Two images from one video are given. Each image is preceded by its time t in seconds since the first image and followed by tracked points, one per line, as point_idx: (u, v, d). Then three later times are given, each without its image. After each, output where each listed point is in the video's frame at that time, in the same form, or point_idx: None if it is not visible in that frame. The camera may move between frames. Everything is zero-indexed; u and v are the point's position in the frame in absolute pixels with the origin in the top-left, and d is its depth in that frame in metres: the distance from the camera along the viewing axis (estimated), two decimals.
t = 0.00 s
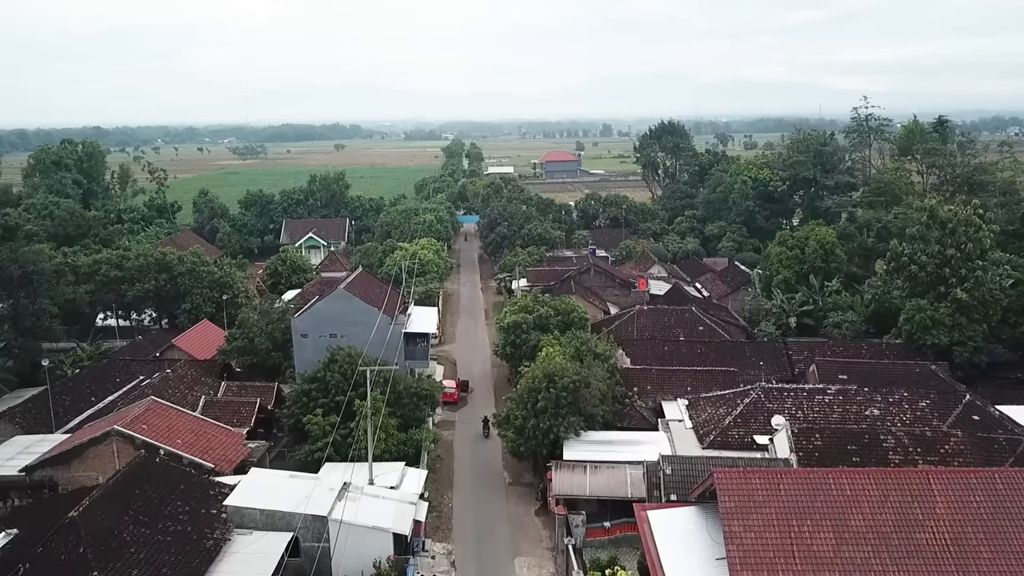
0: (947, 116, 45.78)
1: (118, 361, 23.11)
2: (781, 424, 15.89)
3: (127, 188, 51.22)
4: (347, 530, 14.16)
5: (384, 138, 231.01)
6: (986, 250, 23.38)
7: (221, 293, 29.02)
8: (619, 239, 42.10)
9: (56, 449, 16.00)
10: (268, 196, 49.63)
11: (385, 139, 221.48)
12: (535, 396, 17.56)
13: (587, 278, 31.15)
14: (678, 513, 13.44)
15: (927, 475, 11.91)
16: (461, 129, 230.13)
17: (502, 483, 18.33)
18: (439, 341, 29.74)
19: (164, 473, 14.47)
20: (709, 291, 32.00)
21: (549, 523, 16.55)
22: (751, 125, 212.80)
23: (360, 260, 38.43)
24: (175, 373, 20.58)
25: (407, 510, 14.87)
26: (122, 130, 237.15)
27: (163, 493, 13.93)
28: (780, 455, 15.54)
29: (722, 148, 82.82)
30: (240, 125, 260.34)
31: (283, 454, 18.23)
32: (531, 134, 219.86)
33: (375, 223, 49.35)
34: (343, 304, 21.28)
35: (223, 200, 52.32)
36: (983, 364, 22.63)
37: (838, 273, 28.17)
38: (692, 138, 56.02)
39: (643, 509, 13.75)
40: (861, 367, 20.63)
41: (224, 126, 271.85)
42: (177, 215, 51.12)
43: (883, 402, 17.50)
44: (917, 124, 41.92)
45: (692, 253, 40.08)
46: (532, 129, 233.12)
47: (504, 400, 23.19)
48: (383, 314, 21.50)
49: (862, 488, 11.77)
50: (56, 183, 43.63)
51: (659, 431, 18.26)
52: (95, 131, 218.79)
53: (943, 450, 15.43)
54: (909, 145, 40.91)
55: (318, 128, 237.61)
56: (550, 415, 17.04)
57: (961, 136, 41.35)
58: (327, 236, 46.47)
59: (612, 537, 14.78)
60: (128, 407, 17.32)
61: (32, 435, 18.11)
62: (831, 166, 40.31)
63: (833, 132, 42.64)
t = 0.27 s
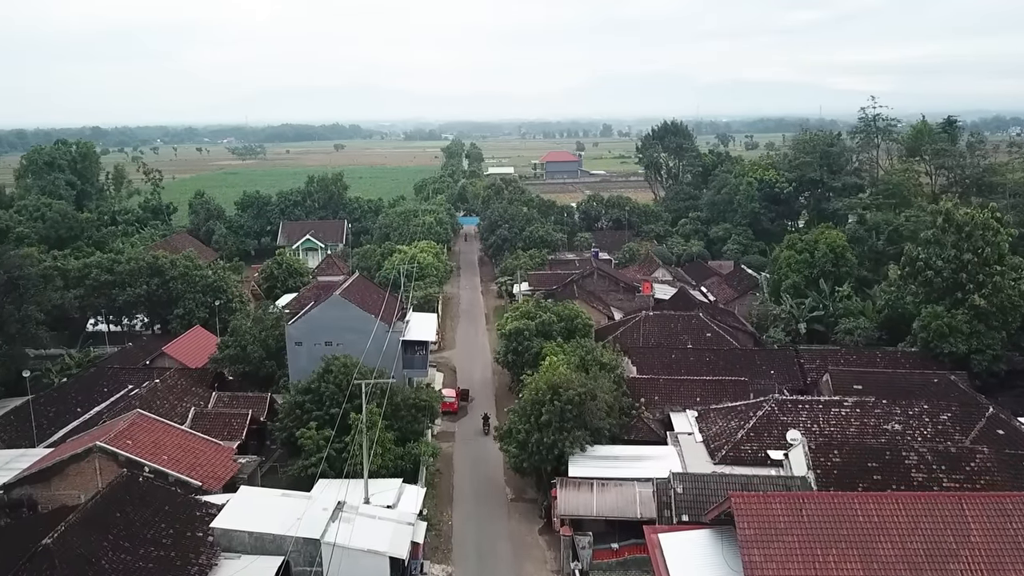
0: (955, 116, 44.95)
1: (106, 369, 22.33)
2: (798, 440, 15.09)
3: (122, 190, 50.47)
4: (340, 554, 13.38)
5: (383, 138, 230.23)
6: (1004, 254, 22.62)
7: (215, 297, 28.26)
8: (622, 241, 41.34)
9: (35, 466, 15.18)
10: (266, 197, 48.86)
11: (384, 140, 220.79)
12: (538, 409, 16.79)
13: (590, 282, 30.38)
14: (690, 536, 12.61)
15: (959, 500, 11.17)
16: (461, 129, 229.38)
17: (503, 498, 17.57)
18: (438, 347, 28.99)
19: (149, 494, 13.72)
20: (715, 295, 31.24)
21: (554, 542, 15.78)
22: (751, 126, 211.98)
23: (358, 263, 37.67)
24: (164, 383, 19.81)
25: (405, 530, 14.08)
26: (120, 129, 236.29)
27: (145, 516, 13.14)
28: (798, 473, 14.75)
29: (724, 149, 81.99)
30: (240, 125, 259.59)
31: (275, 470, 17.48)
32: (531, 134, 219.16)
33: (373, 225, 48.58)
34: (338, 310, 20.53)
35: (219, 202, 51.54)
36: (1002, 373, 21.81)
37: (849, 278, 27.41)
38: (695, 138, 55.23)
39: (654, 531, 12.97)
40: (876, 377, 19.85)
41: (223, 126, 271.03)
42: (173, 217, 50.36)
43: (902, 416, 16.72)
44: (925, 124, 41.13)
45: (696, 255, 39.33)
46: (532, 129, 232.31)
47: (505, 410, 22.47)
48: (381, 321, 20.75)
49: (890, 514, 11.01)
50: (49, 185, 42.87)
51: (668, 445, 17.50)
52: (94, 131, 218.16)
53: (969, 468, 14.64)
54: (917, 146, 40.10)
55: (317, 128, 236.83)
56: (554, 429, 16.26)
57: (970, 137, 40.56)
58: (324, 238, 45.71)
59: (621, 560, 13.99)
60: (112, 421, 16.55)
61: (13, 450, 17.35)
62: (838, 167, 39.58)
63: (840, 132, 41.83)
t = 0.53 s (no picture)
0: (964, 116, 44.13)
1: (94, 378, 21.58)
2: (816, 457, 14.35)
3: (117, 190, 49.68)
4: None
5: (383, 138, 229.46)
6: None
7: (208, 302, 27.49)
8: (625, 244, 40.59)
9: (14, 484, 14.42)
10: (263, 199, 48.08)
11: (384, 139, 220.05)
12: (543, 423, 16.03)
13: (593, 286, 29.64)
14: (704, 561, 11.82)
15: (997, 528, 10.40)
16: (461, 128, 228.59)
17: (505, 516, 16.81)
18: (438, 354, 28.24)
19: (131, 517, 12.95)
20: (721, 300, 30.49)
21: (559, 564, 15.02)
22: (752, 125, 211.18)
23: (356, 266, 36.90)
24: (154, 394, 19.05)
25: (402, 553, 13.28)
26: (119, 129, 235.44)
27: (125, 541, 12.38)
28: (817, 493, 13.99)
29: (727, 149, 81.13)
30: (239, 125, 258.84)
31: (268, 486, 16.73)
32: (531, 134, 218.47)
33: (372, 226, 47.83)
34: (334, 318, 19.81)
35: (216, 203, 50.76)
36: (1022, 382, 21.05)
37: (861, 282, 26.67)
38: (699, 138, 54.46)
39: (667, 557, 12.26)
40: (894, 388, 19.10)
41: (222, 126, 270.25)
42: (168, 218, 49.57)
43: (924, 431, 15.97)
44: (934, 125, 40.33)
45: (701, 259, 38.54)
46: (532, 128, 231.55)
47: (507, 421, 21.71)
48: (378, 329, 20.04)
49: (924, 543, 10.26)
50: (41, 186, 42.12)
51: (678, 460, 16.76)
52: (93, 131, 217.39)
53: (998, 487, 13.88)
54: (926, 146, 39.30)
55: (317, 128, 236.07)
56: (559, 445, 15.51)
57: (980, 137, 39.77)
58: (322, 240, 44.94)
59: None
60: (97, 435, 15.77)
61: None
62: (845, 168, 38.86)
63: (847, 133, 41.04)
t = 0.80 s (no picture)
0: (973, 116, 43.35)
1: (81, 388, 20.84)
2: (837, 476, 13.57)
3: (112, 192, 48.92)
4: None
5: (383, 138, 228.74)
6: None
7: (201, 308, 26.73)
8: (629, 246, 39.85)
9: None
10: (260, 200, 47.34)
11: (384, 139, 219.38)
12: (548, 439, 15.28)
13: (597, 290, 28.89)
14: None
15: None
16: (461, 128, 227.86)
17: (508, 535, 16.03)
18: (438, 360, 27.49)
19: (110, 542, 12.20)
20: (728, 305, 29.74)
21: None
22: (753, 125, 210.43)
23: (354, 269, 36.14)
24: (141, 405, 18.31)
25: None
26: (118, 129, 234.62)
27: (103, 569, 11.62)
28: (838, 515, 13.23)
29: (730, 150, 80.33)
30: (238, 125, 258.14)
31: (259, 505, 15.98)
32: (532, 134, 217.83)
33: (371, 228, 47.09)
34: (330, 325, 19.09)
35: (213, 204, 50.02)
36: None
37: (873, 288, 25.91)
38: (702, 139, 53.70)
39: None
40: (912, 400, 18.34)
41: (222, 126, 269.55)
42: (164, 220, 48.81)
43: (948, 447, 15.21)
44: (943, 125, 39.57)
45: (706, 262, 37.75)
46: (532, 129, 230.83)
47: (510, 433, 20.95)
48: (376, 338, 19.33)
49: None
50: (34, 187, 41.39)
51: (690, 476, 16.00)
52: (92, 131, 216.71)
53: None
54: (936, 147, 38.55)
55: (317, 128, 235.36)
56: (565, 462, 14.76)
57: (990, 137, 39.00)
58: (320, 242, 44.19)
59: None
60: (81, 452, 15.04)
61: None
62: (853, 169, 38.13)
63: (855, 133, 40.28)
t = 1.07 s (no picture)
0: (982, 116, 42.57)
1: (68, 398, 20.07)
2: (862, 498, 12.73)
3: (106, 193, 48.18)
4: None
5: (382, 138, 227.96)
6: None
7: (194, 314, 25.97)
8: (633, 249, 39.09)
9: None
10: (257, 202, 46.57)
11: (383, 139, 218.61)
12: (553, 456, 14.50)
13: (601, 295, 28.13)
14: None
15: None
16: (461, 128, 227.11)
17: (511, 556, 15.25)
18: (438, 367, 26.72)
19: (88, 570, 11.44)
20: (736, 310, 28.98)
21: None
22: (754, 125, 209.72)
23: (352, 273, 35.37)
24: (129, 418, 17.55)
25: None
26: (117, 129, 233.74)
27: None
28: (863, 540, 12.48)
29: (732, 150, 79.58)
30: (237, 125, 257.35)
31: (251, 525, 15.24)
32: (532, 134, 217.11)
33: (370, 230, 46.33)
34: (325, 334, 18.38)
35: (209, 205, 49.25)
36: None
37: (886, 293, 25.14)
38: (706, 139, 52.93)
39: None
40: (933, 412, 17.57)
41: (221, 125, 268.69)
42: (160, 222, 48.04)
43: (976, 464, 14.44)
44: (953, 125, 38.79)
45: (712, 265, 36.99)
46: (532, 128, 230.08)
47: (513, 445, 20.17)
48: (373, 346, 18.61)
49: None
50: (26, 189, 40.64)
51: (702, 494, 15.24)
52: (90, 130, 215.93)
53: None
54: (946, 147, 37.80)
55: (316, 128, 234.58)
56: (572, 481, 14.01)
57: (1001, 138, 38.23)
58: (317, 244, 43.45)
59: None
60: (62, 470, 14.26)
61: None
62: (861, 170, 37.37)
63: (863, 133, 39.51)
